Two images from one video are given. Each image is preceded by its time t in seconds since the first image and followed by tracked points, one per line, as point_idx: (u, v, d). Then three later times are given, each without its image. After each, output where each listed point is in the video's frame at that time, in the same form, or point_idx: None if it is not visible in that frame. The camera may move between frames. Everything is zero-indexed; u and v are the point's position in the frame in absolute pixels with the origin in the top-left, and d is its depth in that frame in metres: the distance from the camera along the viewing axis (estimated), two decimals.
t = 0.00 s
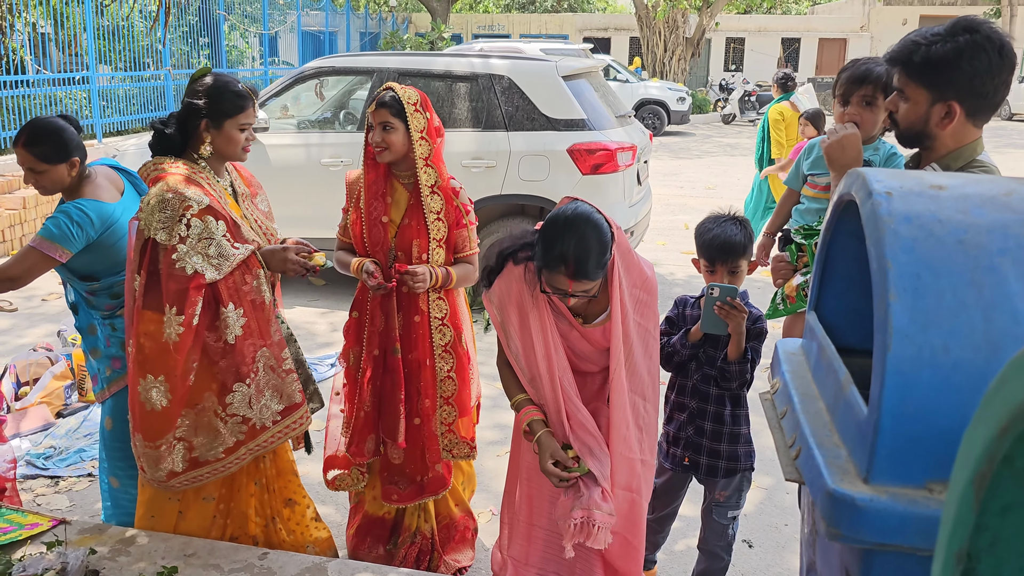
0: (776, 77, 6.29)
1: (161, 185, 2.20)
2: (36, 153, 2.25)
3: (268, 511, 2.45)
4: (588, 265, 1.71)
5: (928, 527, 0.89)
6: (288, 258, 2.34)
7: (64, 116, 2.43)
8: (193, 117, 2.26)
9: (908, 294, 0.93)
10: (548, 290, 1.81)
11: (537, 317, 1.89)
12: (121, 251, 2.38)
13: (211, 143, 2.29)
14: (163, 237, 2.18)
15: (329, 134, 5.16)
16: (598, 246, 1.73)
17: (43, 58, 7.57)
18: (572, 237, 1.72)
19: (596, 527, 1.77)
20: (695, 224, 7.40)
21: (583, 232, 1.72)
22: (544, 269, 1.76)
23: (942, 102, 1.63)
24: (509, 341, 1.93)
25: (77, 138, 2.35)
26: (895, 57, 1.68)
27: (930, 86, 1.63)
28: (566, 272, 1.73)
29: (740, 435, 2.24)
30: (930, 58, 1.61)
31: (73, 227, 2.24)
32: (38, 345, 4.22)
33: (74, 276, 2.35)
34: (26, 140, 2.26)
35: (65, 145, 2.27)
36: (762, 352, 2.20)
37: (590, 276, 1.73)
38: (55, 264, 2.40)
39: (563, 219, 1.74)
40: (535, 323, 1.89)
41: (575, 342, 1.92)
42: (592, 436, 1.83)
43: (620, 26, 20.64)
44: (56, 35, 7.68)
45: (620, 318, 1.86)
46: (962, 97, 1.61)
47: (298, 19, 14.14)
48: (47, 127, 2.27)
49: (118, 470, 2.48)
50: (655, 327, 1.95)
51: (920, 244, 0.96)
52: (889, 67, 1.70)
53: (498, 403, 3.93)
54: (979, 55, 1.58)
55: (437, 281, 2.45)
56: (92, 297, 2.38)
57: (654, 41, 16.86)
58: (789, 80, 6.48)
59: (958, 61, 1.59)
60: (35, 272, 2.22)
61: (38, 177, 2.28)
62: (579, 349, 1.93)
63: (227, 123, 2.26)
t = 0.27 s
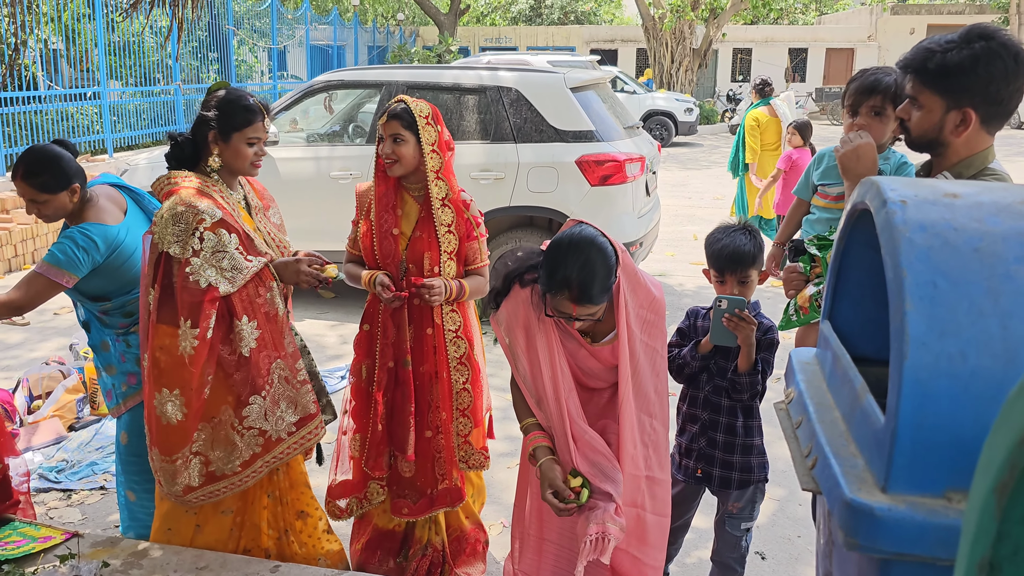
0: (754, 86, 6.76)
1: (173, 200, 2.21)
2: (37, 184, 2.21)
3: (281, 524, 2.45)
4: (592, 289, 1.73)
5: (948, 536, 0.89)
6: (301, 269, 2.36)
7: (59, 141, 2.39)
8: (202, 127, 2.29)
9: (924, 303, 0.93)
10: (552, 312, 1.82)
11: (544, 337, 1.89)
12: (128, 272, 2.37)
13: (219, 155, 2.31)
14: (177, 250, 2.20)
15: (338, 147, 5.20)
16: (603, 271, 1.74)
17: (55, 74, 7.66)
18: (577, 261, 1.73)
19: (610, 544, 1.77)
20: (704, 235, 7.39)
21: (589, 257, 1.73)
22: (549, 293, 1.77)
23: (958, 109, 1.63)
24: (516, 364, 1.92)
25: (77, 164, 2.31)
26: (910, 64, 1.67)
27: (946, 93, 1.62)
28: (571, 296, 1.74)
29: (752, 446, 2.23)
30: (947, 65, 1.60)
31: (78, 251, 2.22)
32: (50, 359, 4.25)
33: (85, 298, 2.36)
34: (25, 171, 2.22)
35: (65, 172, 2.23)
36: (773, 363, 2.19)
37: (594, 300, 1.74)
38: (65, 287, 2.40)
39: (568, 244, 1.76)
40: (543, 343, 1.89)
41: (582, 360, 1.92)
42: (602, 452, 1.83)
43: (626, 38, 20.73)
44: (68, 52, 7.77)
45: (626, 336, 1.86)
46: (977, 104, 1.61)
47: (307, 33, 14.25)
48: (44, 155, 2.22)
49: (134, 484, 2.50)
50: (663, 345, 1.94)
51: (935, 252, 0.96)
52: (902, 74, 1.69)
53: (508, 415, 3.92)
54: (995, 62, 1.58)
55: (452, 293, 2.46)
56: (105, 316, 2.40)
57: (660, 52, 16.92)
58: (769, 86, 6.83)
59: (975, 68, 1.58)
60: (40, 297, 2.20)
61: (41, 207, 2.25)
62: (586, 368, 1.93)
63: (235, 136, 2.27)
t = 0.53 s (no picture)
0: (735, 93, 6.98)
1: (174, 209, 2.23)
2: (23, 215, 2.19)
3: (285, 533, 2.45)
4: (589, 308, 1.73)
5: (954, 543, 0.88)
6: (299, 281, 2.33)
7: (46, 169, 2.35)
8: (204, 134, 2.31)
9: (928, 309, 0.92)
10: (549, 329, 1.82)
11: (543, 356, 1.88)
12: (121, 292, 2.35)
13: (221, 162, 2.32)
14: (172, 258, 2.22)
15: (343, 155, 5.21)
16: (600, 289, 1.74)
17: (62, 83, 7.71)
18: (574, 280, 1.73)
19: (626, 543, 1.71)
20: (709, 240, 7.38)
21: (586, 276, 1.73)
22: (546, 311, 1.77)
23: (965, 113, 1.62)
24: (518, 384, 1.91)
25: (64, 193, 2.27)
26: (916, 67, 1.65)
27: (953, 97, 1.61)
28: (568, 315, 1.74)
29: (758, 453, 2.22)
30: (954, 68, 1.59)
31: (62, 278, 2.19)
32: (55, 366, 4.26)
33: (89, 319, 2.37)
34: (12, 201, 2.20)
35: (51, 204, 2.19)
36: (778, 370, 2.19)
37: (590, 319, 1.74)
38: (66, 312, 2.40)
39: (565, 263, 1.75)
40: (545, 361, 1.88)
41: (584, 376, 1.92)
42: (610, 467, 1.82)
43: (631, 44, 20.76)
44: (75, 60, 7.82)
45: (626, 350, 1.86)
46: (985, 108, 1.60)
47: (312, 41, 14.30)
48: (31, 186, 2.20)
49: (144, 495, 2.50)
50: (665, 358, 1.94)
51: (939, 258, 0.96)
52: (908, 77, 1.68)
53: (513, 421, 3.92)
54: (1001, 66, 1.57)
55: (460, 301, 2.45)
56: (113, 333, 2.41)
57: (665, 58, 16.94)
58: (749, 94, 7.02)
59: (982, 71, 1.58)
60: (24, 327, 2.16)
61: (29, 238, 2.23)
62: (587, 381, 1.93)
63: (235, 141, 2.29)
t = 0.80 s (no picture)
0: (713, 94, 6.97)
1: (173, 210, 2.24)
2: (13, 230, 2.17)
3: (282, 539, 2.41)
4: (580, 321, 1.72)
5: (951, 539, 0.88)
6: (293, 287, 2.31)
7: (33, 183, 2.33)
8: (206, 135, 2.30)
9: (924, 304, 0.92)
10: (541, 342, 1.82)
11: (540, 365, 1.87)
12: (117, 302, 2.35)
13: (223, 162, 2.31)
14: (167, 258, 2.23)
15: (342, 158, 5.21)
16: (591, 301, 1.74)
17: (61, 88, 7.71)
18: (564, 293, 1.72)
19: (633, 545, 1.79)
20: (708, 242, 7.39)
21: (578, 288, 1.73)
22: (538, 324, 1.77)
23: (968, 111, 1.62)
24: (514, 399, 1.89)
25: (53, 205, 2.25)
26: (919, 64, 1.65)
27: (956, 95, 1.61)
28: (560, 328, 1.74)
29: (757, 455, 2.22)
30: (958, 65, 1.59)
31: (68, 298, 2.20)
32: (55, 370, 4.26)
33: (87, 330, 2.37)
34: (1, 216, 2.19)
35: (39, 217, 2.18)
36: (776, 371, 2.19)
37: (581, 331, 1.74)
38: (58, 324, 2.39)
39: (555, 276, 1.75)
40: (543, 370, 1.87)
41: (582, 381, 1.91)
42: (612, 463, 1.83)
43: (630, 47, 20.78)
44: (74, 65, 7.83)
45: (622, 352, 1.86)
46: (988, 105, 1.60)
47: (311, 45, 14.32)
48: (20, 201, 2.18)
49: (144, 502, 2.49)
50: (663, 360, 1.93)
51: (935, 253, 0.96)
52: (911, 74, 1.67)
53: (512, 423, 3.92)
54: (1005, 63, 1.57)
55: (465, 301, 2.46)
56: (112, 343, 2.43)
57: (664, 61, 16.96)
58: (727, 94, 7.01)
59: (986, 68, 1.57)
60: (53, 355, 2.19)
61: (20, 252, 2.21)
62: (585, 386, 1.92)
63: (236, 142, 2.27)
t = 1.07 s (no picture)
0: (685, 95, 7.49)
1: (185, 213, 2.24)
2: (14, 222, 2.16)
3: (285, 540, 2.44)
4: (560, 334, 1.71)
5: (944, 541, 0.87)
6: (300, 288, 2.29)
7: (35, 176, 2.31)
8: (220, 137, 2.31)
9: (917, 305, 0.92)
10: (523, 355, 1.81)
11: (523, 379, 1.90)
12: (118, 298, 2.34)
13: (235, 165, 2.31)
14: (175, 257, 2.23)
15: (340, 159, 5.21)
16: (569, 316, 1.72)
17: (59, 90, 7.70)
18: (542, 307, 1.71)
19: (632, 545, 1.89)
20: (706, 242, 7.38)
21: (555, 301, 1.72)
22: (518, 338, 1.76)
23: (968, 111, 1.62)
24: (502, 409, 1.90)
25: (55, 198, 2.24)
26: (920, 63, 1.64)
27: (957, 95, 1.61)
28: (539, 341, 1.72)
29: (754, 456, 2.22)
30: (961, 64, 1.59)
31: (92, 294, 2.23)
32: (53, 373, 4.26)
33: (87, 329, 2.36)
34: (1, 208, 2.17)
35: (41, 210, 2.17)
36: (774, 372, 2.18)
37: (561, 344, 1.72)
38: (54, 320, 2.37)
39: (533, 290, 1.74)
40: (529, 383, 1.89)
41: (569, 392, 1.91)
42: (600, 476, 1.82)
43: (628, 47, 20.79)
44: (72, 67, 7.82)
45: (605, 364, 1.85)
46: (988, 105, 1.59)
47: (309, 47, 14.32)
48: (21, 192, 2.17)
49: (143, 505, 2.50)
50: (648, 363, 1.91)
51: (929, 254, 0.95)
52: (912, 73, 1.66)
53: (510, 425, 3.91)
54: (1006, 63, 1.57)
55: (468, 301, 2.46)
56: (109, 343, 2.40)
57: (662, 61, 16.96)
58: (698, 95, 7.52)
59: (987, 69, 1.57)
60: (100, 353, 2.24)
61: (20, 244, 2.19)
62: (573, 396, 1.92)
63: (248, 145, 2.28)
